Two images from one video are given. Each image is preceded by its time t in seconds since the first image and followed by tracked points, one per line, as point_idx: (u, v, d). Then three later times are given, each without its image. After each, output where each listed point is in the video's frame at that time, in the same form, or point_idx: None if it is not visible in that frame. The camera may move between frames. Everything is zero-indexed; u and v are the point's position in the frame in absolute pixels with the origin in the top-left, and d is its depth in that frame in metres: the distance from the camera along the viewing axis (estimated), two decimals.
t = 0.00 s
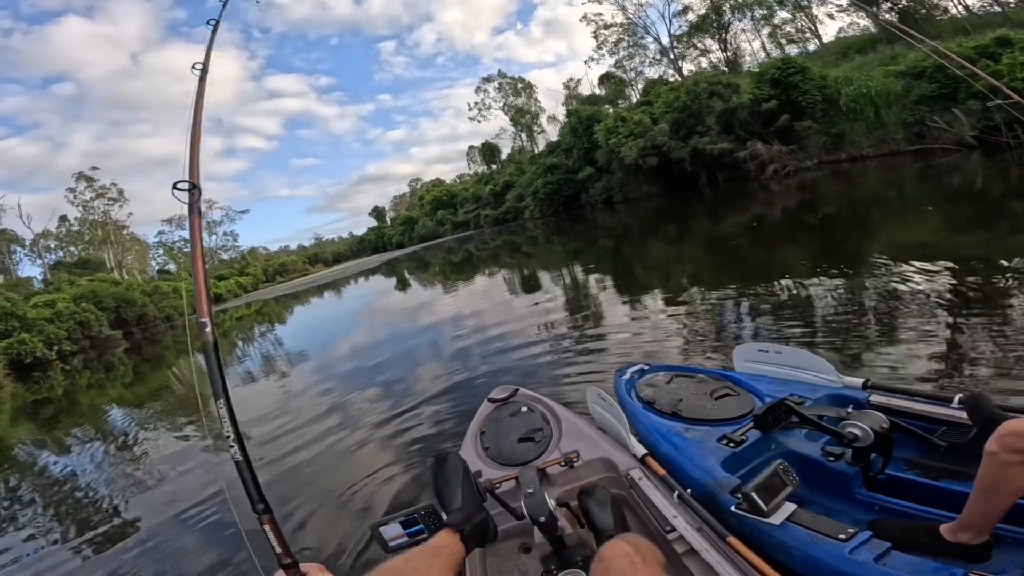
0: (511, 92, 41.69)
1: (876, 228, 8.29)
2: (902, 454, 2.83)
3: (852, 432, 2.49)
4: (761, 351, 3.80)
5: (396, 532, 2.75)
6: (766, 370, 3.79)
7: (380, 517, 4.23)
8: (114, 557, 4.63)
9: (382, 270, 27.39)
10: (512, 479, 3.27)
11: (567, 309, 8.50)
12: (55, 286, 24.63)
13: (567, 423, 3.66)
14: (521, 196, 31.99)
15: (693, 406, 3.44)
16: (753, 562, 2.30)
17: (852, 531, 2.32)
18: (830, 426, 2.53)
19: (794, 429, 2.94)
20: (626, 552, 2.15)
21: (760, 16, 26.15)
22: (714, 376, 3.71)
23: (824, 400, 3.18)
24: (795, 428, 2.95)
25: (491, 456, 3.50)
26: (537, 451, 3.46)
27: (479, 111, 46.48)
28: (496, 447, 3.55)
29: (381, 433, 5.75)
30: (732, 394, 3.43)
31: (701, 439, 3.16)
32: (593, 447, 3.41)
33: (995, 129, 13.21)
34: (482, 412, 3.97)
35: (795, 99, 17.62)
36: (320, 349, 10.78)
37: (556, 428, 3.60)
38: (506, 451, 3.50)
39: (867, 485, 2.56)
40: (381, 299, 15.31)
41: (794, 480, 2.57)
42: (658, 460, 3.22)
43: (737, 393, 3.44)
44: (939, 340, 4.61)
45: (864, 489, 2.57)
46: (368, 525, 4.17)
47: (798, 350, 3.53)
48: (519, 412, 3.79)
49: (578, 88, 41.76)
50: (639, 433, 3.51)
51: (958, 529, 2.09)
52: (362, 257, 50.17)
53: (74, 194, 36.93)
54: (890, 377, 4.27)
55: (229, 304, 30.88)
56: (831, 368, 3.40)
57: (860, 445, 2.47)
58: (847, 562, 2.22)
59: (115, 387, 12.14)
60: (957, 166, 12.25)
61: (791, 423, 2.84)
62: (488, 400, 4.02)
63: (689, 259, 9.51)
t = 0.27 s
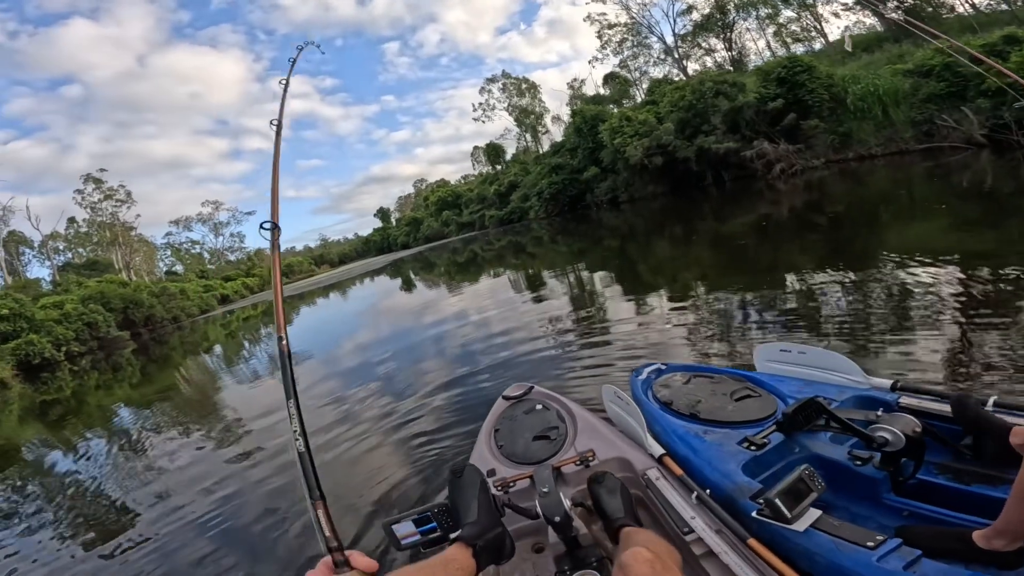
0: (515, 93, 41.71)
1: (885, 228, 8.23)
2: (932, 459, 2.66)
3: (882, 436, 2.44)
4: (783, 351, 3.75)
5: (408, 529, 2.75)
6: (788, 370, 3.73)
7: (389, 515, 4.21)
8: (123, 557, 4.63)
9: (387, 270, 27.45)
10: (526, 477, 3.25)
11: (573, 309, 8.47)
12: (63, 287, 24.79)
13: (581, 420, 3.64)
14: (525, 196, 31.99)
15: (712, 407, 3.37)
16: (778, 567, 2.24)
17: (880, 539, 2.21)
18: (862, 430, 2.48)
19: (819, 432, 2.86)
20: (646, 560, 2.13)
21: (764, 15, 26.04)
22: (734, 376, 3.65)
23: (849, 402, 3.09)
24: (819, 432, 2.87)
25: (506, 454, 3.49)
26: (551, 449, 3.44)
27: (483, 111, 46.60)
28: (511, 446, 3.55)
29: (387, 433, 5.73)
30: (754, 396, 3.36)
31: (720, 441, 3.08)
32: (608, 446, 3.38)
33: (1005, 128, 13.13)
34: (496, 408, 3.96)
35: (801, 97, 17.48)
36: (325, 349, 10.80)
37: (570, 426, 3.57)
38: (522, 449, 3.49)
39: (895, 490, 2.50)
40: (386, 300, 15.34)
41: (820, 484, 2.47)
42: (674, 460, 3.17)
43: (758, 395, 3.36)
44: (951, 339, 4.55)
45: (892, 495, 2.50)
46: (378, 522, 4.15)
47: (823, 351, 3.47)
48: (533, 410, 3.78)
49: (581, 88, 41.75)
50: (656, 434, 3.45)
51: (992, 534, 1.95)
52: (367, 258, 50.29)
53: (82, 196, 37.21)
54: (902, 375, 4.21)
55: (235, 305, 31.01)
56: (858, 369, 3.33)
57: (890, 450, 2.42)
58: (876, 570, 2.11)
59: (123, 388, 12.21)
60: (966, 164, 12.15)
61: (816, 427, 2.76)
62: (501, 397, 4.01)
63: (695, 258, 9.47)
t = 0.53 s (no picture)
0: (526, 93, 41.69)
1: (902, 229, 8.13)
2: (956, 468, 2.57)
3: (908, 443, 2.39)
4: (808, 355, 3.66)
5: (419, 526, 2.66)
6: (812, 375, 3.64)
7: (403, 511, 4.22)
8: (135, 554, 4.66)
9: (398, 270, 27.54)
10: (538, 478, 3.23)
11: (584, 310, 8.44)
12: (80, 286, 25.13)
13: (595, 421, 3.61)
14: (537, 196, 31.98)
15: (731, 411, 3.31)
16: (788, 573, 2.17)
17: (899, 548, 2.15)
18: (886, 435, 2.42)
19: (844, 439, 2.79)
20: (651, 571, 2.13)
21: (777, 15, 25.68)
22: (755, 380, 3.59)
23: (874, 408, 3.01)
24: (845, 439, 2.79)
25: (518, 454, 3.48)
26: (564, 450, 3.42)
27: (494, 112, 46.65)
28: (524, 445, 3.54)
29: (397, 433, 5.72)
30: (775, 400, 3.29)
31: (738, 445, 3.02)
32: (622, 448, 3.36)
33: None
34: (511, 407, 3.95)
35: (816, 97, 17.30)
36: (336, 348, 10.86)
37: (584, 427, 3.55)
38: (534, 448, 3.48)
39: (919, 498, 2.44)
40: (397, 300, 15.40)
41: (840, 492, 2.40)
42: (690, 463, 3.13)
43: (780, 399, 3.30)
44: (971, 342, 4.48)
45: (915, 503, 2.44)
46: (391, 518, 4.16)
47: (849, 355, 3.38)
48: (548, 410, 3.76)
49: (593, 88, 41.68)
50: (672, 437, 3.40)
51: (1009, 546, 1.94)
52: (378, 258, 50.54)
53: (100, 196, 37.76)
54: (921, 379, 4.15)
55: (248, 304, 31.27)
56: (886, 374, 3.19)
57: (916, 458, 2.35)
58: None
59: (137, 386, 12.34)
60: (984, 165, 11.97)
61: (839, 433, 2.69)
62: (516, 396, 4.00)
63: (708, 260, 9.40)
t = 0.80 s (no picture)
0: (542, 92, 41.61)
1: (925, 230, 7.99)
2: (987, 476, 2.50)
3: (935, 451, 2.31)
4: (837, 359, 3.62)
5: (432, 522, 2.68)
6: (843, 380, 3.59)
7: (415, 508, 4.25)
8: (150, 547, 4.75)
9: (413, 269, 27.69)
10: (552, 476, 3.22)
11: (597, 310, 8.43)
12: (103, 282, 25.62)
13: (613, 420, 3.60)
14: (552, 196, 31.95)
15: (753, 414, 3.29)
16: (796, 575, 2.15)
17: (914, 557, 2.12)
18: (914, 441, 2.33)
19: (870, 446, 2.74)
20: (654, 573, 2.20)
21: (797, 14, 25.27)
22: (779, 382, 3.55)
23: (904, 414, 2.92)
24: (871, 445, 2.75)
25: (534, 452, 3.49)
26: (580, 449, 3.41)
27: (510, 111, 46.67)
28: (539, 443, 3.54)
29: (409, 431, 5.74)
30: (799, 404, 3.26)
31: (758, 449, 3.01)
32: (639, 448, 3.34)
33: None
34: (528, 406, 3.97)
35: (838, 96, 16.96)
36: (351, 345, 10.96)
37: (599, 427, 3.53)
38: (549, 447, 3.48)
39: (943, 506, 2.38)
40: (412, 298, 15.48)
41: (860, 499, 2.33)
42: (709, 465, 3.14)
43: (804, 403, 3.26)
44: (995, 347, 4.40)
45: (938, 511, 2.39)
46: (403, 514, 4.19)
47: (878, 360, 3.32)
48: (565, 409, 3.76)
49: (608, 87, 41.50)
50: (692, 438, 3.39)
51: None
52: (394, 256, 50.83)
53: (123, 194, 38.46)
54: (942, 383, 4.09)
55: (266, 301, 31.63)
56: (916, 379, 3.12)
57: (941, 467, 2.29)
58: None
59: (157, 381, 12.55)
60: (1011, 166, 11.72)
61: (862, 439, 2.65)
62: (533, 396, 4.02)
63: (724, 261, 9.32)
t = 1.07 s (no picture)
0: (560, 91, 41.48)
1: (954, 236, 7.82)
2: None
3: (971, 457, 2.26)
4: (872, 364, 3.49)
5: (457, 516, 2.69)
6: (877, 386, 3.47)
7: (424, 506, 4.22)
8: (164, 539, 4.82)
9: (430, 266, 27.84)
10: (574, 474, 3.23)
11: (613, 311, 8.40)
12: (128, 274, 26.13)
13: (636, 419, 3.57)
14: (569, 195, 31.88)
15: (784, 416, 3.25)
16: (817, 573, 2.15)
17: (942, 561, 2.07)
18: (953, 447, 2.26)
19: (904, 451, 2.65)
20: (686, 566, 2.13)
21: (824, 14, 24.97)
22: (810, 385, 3.48)
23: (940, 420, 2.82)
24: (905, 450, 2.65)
25: (557, 450, 3.49)
26: (602, 447, 3.38)
27: (529, 109, 46.66)
28: (562, 441, 3.54)
29: (422, 428, 5.77)
30: (832, 408, 3.20)
31: (788, 452, 2.98)
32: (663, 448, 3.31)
33: None
34: (551, 404, 3.96)
35: (865, 97, 16.51)
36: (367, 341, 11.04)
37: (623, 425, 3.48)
38: (572, 444, 3.48)
39: (976, 514, 2.29)
40: (428, 295, 15.56)
41: (891, 503, 2.29)
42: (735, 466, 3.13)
43: (838, 407, 3.20)
44: None
45: (970, 519, 2.30)
46: (413, 512, 4.17)
47: (917, 367, 3.20)
48: (588, 407, 3.74)
49: (628, 87, 41.28)
50: (720, 439, 3.37)
51: None
52: (411, 253, 51.12)
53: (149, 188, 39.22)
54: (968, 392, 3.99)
55: (285, 296, 32.01)
56: (955, 387, 2.99)
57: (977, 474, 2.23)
58: None
59: (177, 373, 12.77)
60: None
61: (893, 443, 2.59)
62: (556, 393, 4.00)
63: (744, 263, 9.23)
